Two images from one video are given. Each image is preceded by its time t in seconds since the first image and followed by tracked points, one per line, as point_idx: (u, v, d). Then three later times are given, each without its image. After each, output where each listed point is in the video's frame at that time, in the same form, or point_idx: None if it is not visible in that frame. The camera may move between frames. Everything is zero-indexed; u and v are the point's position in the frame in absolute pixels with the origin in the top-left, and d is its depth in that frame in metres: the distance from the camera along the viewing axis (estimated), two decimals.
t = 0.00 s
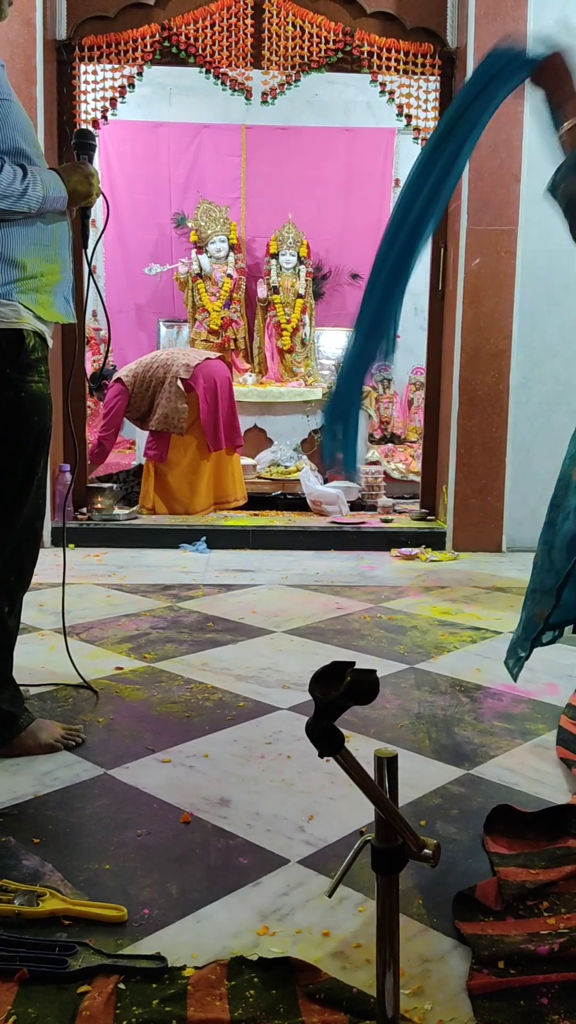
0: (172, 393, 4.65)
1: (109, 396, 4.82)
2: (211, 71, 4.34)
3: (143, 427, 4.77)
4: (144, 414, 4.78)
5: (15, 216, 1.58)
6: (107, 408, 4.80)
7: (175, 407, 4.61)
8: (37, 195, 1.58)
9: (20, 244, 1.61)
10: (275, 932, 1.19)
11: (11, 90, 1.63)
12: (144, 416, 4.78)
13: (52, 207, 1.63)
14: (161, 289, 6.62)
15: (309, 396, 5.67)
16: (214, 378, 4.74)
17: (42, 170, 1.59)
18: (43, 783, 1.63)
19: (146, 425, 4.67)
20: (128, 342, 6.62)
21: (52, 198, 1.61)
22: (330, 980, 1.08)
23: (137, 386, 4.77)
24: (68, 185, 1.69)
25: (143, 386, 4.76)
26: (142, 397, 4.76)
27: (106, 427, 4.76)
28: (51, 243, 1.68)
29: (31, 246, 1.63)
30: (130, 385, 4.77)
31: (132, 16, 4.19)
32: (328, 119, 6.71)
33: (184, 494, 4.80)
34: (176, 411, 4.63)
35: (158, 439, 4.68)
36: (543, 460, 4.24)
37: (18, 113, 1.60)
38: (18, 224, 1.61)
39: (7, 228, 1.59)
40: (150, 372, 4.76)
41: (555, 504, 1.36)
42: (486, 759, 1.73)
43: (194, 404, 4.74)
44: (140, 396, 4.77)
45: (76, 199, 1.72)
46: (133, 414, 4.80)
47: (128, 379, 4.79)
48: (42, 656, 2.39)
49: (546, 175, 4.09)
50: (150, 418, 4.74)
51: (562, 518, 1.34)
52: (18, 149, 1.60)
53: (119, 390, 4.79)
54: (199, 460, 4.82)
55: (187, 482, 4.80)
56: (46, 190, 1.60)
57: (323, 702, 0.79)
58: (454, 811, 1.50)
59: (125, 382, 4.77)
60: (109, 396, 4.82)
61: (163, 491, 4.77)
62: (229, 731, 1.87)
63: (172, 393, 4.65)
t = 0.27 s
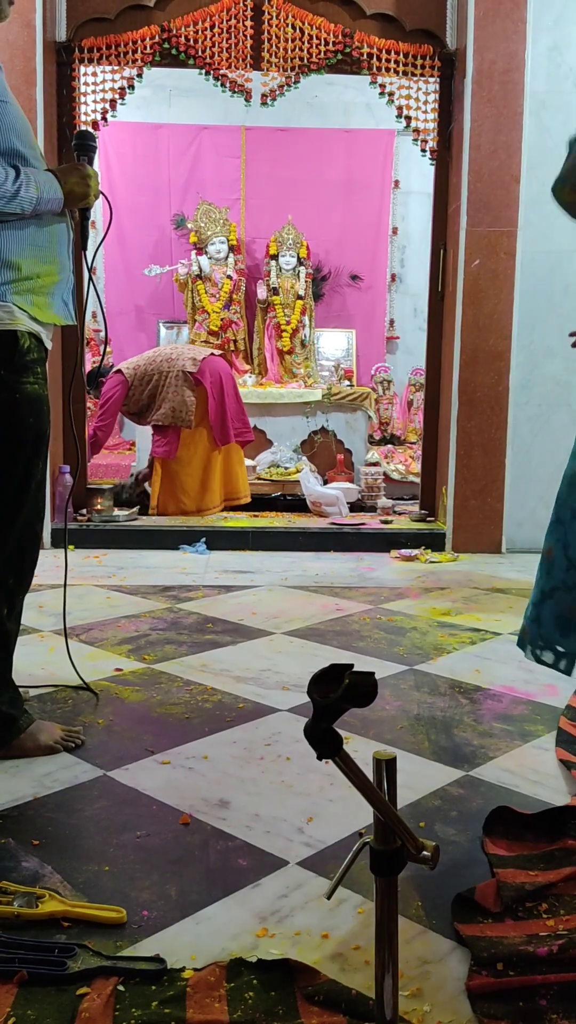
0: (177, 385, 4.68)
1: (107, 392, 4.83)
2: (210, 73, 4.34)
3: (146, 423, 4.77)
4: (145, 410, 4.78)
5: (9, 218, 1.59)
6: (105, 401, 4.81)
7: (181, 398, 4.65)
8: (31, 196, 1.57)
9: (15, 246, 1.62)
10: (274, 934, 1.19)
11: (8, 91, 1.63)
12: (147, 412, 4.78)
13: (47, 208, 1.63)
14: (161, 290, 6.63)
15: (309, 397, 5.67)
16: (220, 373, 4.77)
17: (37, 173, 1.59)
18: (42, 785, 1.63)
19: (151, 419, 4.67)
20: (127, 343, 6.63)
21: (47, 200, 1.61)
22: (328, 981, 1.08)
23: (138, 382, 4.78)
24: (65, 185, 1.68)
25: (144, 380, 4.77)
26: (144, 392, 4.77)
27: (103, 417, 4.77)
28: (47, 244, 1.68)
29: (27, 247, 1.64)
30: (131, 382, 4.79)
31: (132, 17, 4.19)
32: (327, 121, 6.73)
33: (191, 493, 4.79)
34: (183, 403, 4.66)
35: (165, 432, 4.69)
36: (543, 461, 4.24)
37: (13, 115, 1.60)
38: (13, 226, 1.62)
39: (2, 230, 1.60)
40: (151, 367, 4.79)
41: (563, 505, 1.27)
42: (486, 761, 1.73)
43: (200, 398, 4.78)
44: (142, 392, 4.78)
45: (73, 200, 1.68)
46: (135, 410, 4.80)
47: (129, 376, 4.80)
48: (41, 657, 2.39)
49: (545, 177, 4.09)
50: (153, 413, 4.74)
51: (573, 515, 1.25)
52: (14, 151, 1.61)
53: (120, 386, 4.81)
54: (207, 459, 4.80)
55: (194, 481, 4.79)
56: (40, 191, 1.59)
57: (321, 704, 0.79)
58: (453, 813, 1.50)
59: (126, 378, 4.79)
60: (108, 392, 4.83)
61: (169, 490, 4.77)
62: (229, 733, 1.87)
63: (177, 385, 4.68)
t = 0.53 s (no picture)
0: (178, 389, 4.68)
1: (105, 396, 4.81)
2: (210, 74, 4.35)
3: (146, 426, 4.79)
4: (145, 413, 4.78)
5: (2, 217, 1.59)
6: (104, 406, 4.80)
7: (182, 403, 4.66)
8: (22, 195, 1.56)
9: (11, 246, 1.63)
10: (273, 934, 1.19)
11: (5, 89, 1.63)
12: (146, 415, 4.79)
13: (41, 207, 1.62)
14: (161, 291, 6.63)
15: (309, 399, 5.67)
16: (221, 374, 4.72)
17: (31, 171, 1.58)
18: (41, 786, 1.62)
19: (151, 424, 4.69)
20: (127, 343, 6.63)
21: (40, 199, 1.60)
22: (327, 982, 1.08)
23: (138, 385, 4.77)
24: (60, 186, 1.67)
25: (143, 383, 4.76)
26: (143, 395, 4.76)
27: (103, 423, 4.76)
28: (43, 243, 1.69)
29: (22, 248, 1.64)
30: (131, 385, 4.78)
31: (132, 18, 4.20)
32: (327, 121, 6.72)
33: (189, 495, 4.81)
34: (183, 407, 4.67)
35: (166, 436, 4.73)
36: (542, 462, 4.24)
37: (7, 114, 1.59)
38: (7, 226, 1.61)
39: None
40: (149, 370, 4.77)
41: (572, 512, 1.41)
42: (485, 761, 1.73)
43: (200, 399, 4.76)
44: (141, 395, 4.77)
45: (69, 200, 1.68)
46: (135, 414, 4.81)
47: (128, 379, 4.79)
48: (41, 658, 2.39)
49: (545, 178, 4.09)
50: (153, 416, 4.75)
51: None
52: (8, 151, 1.61)
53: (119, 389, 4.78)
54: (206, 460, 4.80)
55: (193, 482, 4.80)
56: (33, 190, 1.58)
57: (319, 705, 0.79)
58: (453, 813, 1.50)
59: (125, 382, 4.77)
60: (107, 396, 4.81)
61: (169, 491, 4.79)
62: (228, 733, 1.87)
63: (177, 389, 4.68)
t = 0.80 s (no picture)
0: (174, 396, 4.68)
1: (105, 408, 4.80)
2: (210, 75, 4.35)
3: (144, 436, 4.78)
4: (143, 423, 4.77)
5: None
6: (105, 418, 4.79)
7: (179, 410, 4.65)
8: (18, 194, 1.56)
9: (9, 247, 1.63)
10: (273, 935, 1.19)
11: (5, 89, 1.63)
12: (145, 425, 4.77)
13: (39, 207, 1.62)
14: (161, 292, 6.63)
15: (309, 400, 5.66)
16: (217, 381, 4.73)
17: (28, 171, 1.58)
18: (41, 786, 1.63)
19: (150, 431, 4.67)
20: (127, 345, 6.63)
21: (38, 198, 1.60)
22: (328, 983, 1.08)
23: (136, 395, 4.77)
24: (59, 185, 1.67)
25: (141, 393, 4.75)
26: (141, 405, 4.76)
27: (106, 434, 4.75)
28: (42, 243, 1.69)
29: (21, 249, 1.65)
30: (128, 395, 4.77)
31: (132, 19, 4.20)
32: (327, 122, 6.72)
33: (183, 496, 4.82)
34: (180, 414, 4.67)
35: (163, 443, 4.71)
36: (542, 463, 4.25)
37: (4, 113, 1.59)
38: (4, 226, 1.62)
39: None
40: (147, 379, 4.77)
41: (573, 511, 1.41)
42: (485, 762, 1.73)
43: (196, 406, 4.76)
44: (139, 405, 4.76)
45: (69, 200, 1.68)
46: (133, 424, 4.79)
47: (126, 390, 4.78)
48: (41, 659, 2.40)
49: (545, 178, 4.10)
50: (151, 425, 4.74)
51: None
52: (4, 150, 1.61)
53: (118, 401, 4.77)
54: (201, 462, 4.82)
55: (187, 484, 4.81)
56: (30, 190, 1.58)
57: (319, 706, 0.79)
58: (453, 814, 1.50)
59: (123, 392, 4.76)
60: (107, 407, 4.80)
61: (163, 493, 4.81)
62: (228, 734, 1.87)
63: (174, 396, 4.68)
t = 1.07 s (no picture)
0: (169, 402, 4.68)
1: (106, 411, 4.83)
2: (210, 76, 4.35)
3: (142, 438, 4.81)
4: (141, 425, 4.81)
5: None
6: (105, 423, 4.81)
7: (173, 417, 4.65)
8: (17, 194, 1.56)
9: (9, 248, 1.63)
10: (274, 935, 1.19)
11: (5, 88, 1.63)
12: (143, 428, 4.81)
13: (39, 207, 1.62)
14: (162, 293, 6.63)
15: (310, 400, 5.67)
16: (214, 388, 4.67)
17: (28, 172, 1.59)
18: (42, 787, 1.62)
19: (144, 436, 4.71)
20: (127, 345, 6.63)
21: (37, 198, 1.60)
22: (328, 983, 1.08)
23: (134, 398, 4.79)
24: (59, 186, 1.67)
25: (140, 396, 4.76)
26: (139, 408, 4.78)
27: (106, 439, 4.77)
28: (42, 243, 1.69)
29: (21, 249, 1.65)
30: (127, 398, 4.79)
31: (132, 20, 4.20)
32: (327, 123, 6.73)
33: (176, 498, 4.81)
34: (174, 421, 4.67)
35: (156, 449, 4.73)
36: (543, 464, 4.25)
37: (3, 113, 1.59)
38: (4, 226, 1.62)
39: None
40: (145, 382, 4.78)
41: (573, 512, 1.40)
42: (486, 762, 1.73)
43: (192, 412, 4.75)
44: (137, 408, 4.79)
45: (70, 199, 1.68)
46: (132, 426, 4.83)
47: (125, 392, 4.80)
48: (41, 660, 2.39)
49: (545, 178, 4.09)
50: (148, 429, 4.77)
51: None
52: (4, 150, 1.61)
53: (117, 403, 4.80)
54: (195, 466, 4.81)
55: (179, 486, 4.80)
56: (29, 189, 1.58)
57: (319, 706, 0.79)
58: (454, 814, 1.50)
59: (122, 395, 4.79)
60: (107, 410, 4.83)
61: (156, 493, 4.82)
62: (229, 735, 1.87)
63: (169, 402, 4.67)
